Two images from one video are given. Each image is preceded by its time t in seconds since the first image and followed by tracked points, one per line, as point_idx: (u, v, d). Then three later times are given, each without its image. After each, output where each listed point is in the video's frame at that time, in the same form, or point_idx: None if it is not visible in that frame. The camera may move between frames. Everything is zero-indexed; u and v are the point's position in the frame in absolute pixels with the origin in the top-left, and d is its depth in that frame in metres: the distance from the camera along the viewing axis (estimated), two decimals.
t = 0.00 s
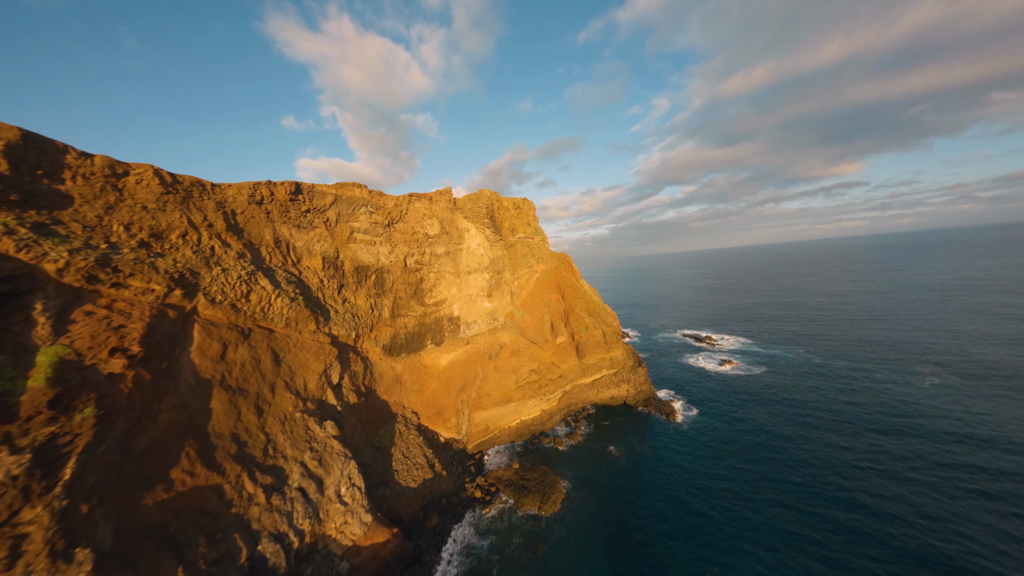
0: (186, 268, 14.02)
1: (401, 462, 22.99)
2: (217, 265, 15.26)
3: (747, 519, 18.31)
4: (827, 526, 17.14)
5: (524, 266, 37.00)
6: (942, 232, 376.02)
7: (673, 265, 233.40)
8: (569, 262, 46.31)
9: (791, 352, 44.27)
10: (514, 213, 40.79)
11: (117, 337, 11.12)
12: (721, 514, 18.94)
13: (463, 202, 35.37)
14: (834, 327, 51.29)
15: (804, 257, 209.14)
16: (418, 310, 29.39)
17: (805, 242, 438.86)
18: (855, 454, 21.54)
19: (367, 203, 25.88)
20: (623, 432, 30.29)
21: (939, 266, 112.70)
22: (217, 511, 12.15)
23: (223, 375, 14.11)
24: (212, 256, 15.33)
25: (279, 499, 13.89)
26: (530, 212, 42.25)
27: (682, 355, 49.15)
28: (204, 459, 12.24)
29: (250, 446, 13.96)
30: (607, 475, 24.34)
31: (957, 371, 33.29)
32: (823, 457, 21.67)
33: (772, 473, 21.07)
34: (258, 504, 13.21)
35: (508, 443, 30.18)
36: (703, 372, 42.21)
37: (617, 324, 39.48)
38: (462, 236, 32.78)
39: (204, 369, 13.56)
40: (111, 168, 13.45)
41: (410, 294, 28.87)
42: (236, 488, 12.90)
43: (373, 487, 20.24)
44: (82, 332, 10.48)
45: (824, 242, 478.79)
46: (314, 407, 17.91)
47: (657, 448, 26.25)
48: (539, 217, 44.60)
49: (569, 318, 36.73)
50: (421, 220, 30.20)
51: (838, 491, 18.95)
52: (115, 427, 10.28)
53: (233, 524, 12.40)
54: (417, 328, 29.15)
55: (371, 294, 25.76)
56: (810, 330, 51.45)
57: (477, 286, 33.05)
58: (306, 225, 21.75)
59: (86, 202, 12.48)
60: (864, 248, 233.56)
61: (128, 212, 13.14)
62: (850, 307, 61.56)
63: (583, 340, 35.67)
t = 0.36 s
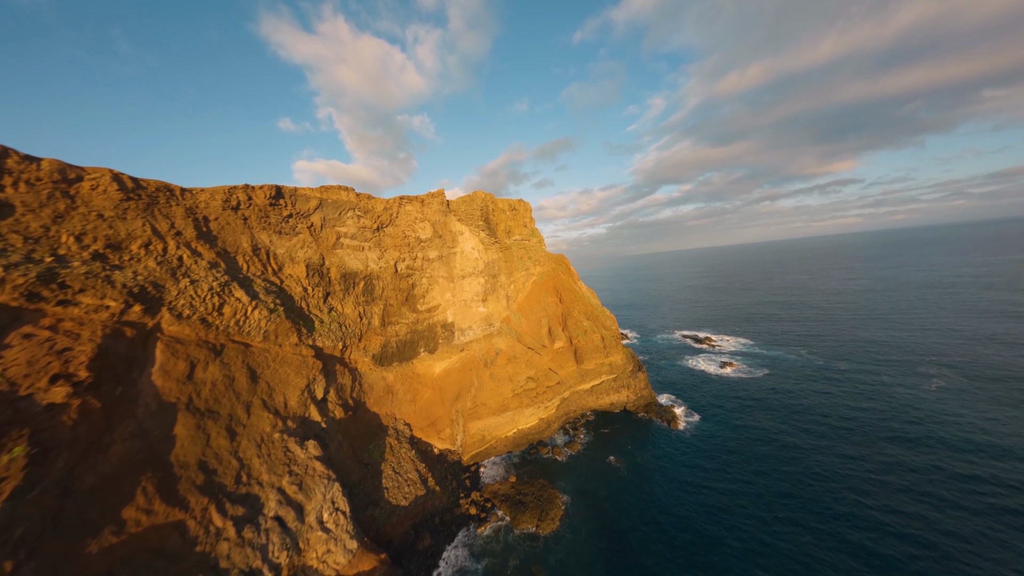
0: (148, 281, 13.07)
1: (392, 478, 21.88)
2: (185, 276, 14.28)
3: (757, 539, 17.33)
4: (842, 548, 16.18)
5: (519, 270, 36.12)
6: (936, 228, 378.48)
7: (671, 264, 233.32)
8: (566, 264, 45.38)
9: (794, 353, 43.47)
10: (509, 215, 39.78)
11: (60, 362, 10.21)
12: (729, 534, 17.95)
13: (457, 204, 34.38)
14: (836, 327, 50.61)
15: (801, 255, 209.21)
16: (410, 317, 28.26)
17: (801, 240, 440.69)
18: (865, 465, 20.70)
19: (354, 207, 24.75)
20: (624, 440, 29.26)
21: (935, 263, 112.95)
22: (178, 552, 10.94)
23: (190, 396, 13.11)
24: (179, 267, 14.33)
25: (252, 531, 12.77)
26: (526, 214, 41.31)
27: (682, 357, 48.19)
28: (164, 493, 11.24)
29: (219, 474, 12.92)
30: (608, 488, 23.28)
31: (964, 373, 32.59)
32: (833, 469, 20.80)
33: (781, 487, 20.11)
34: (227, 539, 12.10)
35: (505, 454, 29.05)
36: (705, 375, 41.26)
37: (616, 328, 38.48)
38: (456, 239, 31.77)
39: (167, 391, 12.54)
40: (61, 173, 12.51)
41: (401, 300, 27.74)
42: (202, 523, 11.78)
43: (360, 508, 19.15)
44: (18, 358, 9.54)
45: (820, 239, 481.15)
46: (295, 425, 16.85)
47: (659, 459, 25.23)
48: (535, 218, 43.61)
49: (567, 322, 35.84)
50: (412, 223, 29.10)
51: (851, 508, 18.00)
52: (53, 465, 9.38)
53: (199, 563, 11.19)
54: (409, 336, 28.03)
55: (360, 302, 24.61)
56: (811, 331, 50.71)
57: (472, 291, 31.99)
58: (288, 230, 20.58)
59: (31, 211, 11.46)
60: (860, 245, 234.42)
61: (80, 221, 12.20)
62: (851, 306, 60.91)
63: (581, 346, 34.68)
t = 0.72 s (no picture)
0: (102, 295, 12.10)
1: (381, 496, 20.79)
2: (147, 289, 13.33)
3: (767, 562, 16.36)
4: (858, 572, 15.21)
5: (516, 272, 35.10)
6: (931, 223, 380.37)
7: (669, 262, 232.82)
8: (564, 265, 44.34)
9: (796, 354, 42.67)
10: (505, 215, 38.62)
11: None
12: (737, 556, 16.96)
13: (450, 205, 33.24)
14: (839, 326, 49.82)
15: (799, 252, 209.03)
16: (401, 323, 27.08)
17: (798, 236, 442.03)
18: (878, 477, 19.81)
19: (340, 209, 23.57)
20: (625, 449, 28.19)
21: (933, 258, 112.79)
22: None
23: (150, 421, 12.19)
24: (140, 279, 13.39)
25: (221, 569, 11.64)
26: (523, 214, 40.20)
27: (683, 358, 47.21)
28: (114, 535, 10.25)
29: (184, 507, 12.01)
30: (608, 502, 22.26)
31: (972, 375, 31.79)
32: (844, 481, 19.89)
33: (792, 502, 19.12)
34: None
35: (502, 464, 27.95)
36: (707, 377, 40.28)
37: (616, 331, 37.44)
38: (449, 241, 30.70)
39: (122, 418, 11.62)
40: None
41: (391, 306, 26.58)
42: (162, 563, 10.72)
43: (347, 530, 18.07)
44: None
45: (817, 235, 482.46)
46: (273, 446, 15.85)
47: (662, 470, 24.20)
48: (532, 218, 42.53)
49: (565, 325, 34.99)
50: (403, 225, 27.92)
51: (866, 527, 17.04)
52: None
53: None
54: (401, 344, 26.88)
55: (347, 309, 23.43)
56: (813, 330, 49.97)
57: (467, 295, 30.94)
58: (267, 236, 19.37)
59: None
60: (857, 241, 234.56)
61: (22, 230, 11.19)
62: (851, 304, 60.31)
63: (580, 349, 33.75)
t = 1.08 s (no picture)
0: (45, 313, 11.10)
1: (370, 515, 19.68)
2: (100, 303, 12.26)
3: None
4: None
5: (512, 273, 34.16)
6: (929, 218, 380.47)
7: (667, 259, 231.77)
8: (562, 265, 43.24)
9: (799, 354, 41.77)
10: (501, 214, 37.34)
11: None
12: None
13: (444, 204, 32.01)
14: (842, 325, 48.95)
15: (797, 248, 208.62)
16: (392, 329, 25.87)
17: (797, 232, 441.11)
18: (893, 492, 18.87)
19: (324, 210, 22.28)
20: (626, 457, 27.12)
21: (932, 254, 112.23)
22: None
23: (102, 450, 11.20)
24: (93, 292, 12.28)
25: None
26: (519, 212, 38.96)
27: (684, 359, 46.21)
28: None
29: (140, 545, 11.00)
30: (609, 517, 21.25)
31: (983, 377, 30.92)
32: (858, 496, 18.91)
33: (803, 520, 18.12)
34: None
35: (499, 475, 26.87)
36: (709, 379, 39.30)
37: (616, 333, 36.33)
38: (442, 242, 29.60)
39: (68, 448, 10.67)
40: None
41: (381, 312, 25.34)
42: None
43: (332, 554, 16.94)
44: None
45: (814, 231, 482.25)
46: (248, 469, 14.68)
47: (666, 483, 23.17)
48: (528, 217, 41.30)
49: (563, 327, 34.00)
50: (393, 227, 26.63)
51: (883, 548, 16.09)
52: None
53: None
54: (391, 351, 25.69)
55: (333, 317, 22.18)
56: (815, 329, 49.14)
57: (461, 298, 29.87)
58: (243, 240, 18.11)
59: None
60: (855, 237, 234.35)
61: None
62: (852, 302, 59.54)
63: (579, 353, 32.74)
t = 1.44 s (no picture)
0: None
1: (357, 534, 18.55)
2: (44, 318, 11.13)
3: None
4: None
5: (509, 273, 33.36)
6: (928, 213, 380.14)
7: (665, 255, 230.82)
8: (561, 265, 42.13)
9: (803, 355, 40.80)
10: (497, 212, 36.05)
11: None
12: None
13: (437, 203, 30.78)
14: (845, 324, 48.04)
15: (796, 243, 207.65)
16: (382, 335, 24.64)
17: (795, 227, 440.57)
18: (910, 509, 17.94)
19: (306, 210, 20.94)
20: (627, 466, 26.01)
21: (932, 249, 111.65)
22: None
23: (44, 484, 10.12)
24: (36, 306, 11.15)
25: None
26: (516, 210, 37.67)
27: (685, 360, 45.12)
28: None
29: None
30: (610, 533, 20.29)
31: (993, 379, 30.05)
32: (873, 514, 17.97)
33: (816, 540, 17.18)
34: None
35: (495, 486, 25.79)
36: (711, 381, 38.33)
37: (617, 335, 35.16)
38: (435, 243, 28.67)
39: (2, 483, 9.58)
40: None
41: (370, 317, 24.08)
42: None
43: None
44: None
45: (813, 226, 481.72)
46: (219, 495, 13.49)
47: (669, 496, 22.18)
48: (525, 215, 39.98)
49: (562, 330, 32.91)
50: (382, 226, 25.31)
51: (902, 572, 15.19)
52: None
53: None
54: (381, 358, 24.48)
55: (317, 324, 20.91)
56: (818, 328, 48.17)
57: (455, 301, 28.86)
58: (215, 244, 16.86)
59: None
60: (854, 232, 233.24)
61: None
62: (855, 300, 58.61)
63: (577, 356, 31.89)
